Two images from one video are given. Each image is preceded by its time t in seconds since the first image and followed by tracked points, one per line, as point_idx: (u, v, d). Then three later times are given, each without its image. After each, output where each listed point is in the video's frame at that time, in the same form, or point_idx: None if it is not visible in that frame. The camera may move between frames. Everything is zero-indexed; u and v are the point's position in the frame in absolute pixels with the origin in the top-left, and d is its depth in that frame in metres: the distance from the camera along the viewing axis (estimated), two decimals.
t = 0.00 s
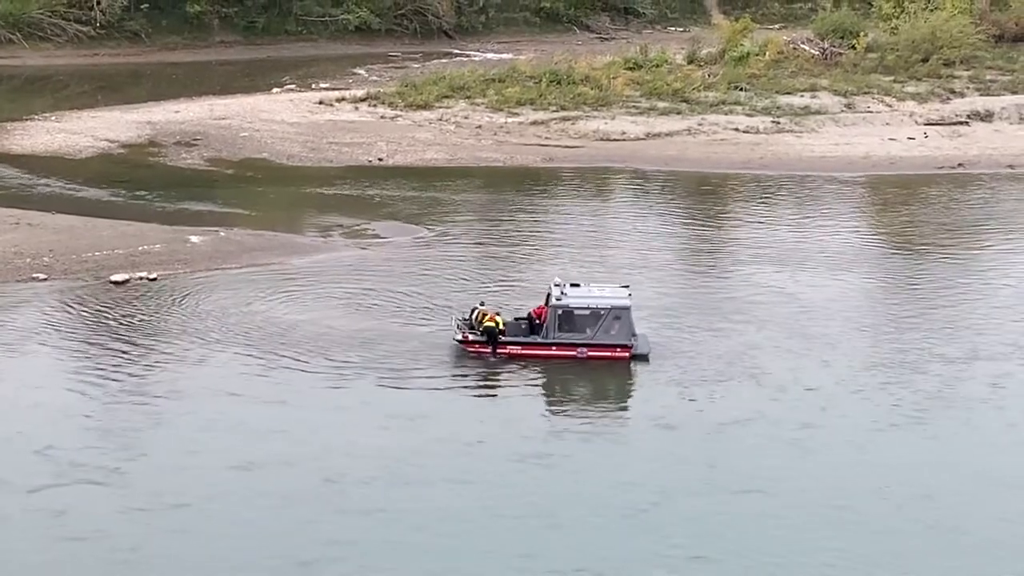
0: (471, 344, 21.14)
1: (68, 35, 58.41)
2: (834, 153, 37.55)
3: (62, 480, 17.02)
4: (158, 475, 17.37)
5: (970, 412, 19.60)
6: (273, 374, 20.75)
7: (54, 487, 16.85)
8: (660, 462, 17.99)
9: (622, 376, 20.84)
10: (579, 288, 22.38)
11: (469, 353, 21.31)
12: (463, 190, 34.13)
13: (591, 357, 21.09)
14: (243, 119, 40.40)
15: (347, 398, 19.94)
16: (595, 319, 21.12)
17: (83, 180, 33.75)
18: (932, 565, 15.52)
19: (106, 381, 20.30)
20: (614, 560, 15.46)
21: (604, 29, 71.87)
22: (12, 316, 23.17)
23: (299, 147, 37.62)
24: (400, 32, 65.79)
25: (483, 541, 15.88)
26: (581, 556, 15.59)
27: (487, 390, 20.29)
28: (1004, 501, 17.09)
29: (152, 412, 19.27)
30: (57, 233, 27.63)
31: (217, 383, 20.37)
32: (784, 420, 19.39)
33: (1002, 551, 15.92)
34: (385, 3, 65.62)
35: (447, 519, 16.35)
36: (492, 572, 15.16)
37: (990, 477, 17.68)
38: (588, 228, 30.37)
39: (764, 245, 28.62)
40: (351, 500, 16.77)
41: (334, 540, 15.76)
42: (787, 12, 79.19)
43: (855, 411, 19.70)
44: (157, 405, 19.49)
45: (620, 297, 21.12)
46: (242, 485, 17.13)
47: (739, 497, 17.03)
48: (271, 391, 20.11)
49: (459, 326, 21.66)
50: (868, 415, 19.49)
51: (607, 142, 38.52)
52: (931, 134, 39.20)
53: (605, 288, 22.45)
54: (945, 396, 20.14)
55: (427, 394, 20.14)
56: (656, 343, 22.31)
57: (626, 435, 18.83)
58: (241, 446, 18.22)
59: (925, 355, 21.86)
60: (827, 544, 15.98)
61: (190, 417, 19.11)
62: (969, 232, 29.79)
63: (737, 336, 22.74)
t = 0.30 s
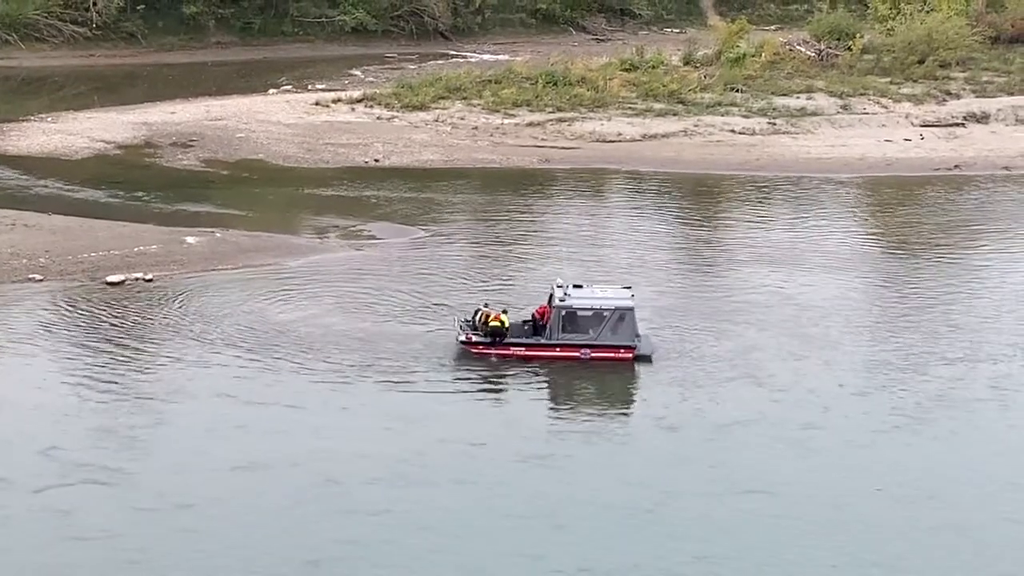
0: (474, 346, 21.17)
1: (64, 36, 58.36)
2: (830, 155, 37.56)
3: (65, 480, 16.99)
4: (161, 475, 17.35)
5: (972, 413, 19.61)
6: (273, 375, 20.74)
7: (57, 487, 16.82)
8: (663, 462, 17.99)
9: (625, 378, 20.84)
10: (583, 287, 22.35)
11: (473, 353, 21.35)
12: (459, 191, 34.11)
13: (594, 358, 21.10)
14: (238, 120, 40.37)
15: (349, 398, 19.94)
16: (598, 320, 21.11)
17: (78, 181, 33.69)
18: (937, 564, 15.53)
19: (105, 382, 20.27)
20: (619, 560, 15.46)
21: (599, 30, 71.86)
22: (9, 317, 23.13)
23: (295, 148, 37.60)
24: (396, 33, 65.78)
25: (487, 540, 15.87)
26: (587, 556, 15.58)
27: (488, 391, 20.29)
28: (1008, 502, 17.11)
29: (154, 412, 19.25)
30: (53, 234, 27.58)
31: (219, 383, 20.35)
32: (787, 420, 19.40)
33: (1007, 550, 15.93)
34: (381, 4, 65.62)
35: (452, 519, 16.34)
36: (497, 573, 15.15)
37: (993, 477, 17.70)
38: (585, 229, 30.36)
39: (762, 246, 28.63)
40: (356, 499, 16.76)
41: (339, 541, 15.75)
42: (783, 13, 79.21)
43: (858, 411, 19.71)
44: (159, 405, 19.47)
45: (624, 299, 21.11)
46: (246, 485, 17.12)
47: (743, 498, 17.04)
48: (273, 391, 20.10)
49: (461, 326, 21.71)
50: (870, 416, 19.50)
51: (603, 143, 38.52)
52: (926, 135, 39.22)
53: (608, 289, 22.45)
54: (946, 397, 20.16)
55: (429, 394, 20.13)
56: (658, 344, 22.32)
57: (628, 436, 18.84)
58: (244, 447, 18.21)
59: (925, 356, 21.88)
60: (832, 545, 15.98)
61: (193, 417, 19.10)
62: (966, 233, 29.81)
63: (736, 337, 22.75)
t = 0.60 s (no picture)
0: (478, 347, 21.14)
1: (60, 37, 58.28)
2: (827, 157, 37.58)
3: (66, 481, 16.96)
4: (163, 475, 17.33)
5: (974, 414, 19.62)
6: (273, 375, 20.72)
7: (58, 487, 16.79)
8: (665, 463, 17.99)
9: (628, 379, 20.83)
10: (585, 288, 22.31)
11: (476, 354, 21.33)
12: (455, 193, 34.10)
13: (597, 360, 21.10)
14: (234, 121, 40.33)
15: (349, 399, 19.92)
16: (600, 322, 21.08)
17: (73, 182, 33.64)
18: (940, 564, 15.53)
19: (104, 383, 20.24)
20: (622, 560, 15.46)
21: (595, 32, 71.85)
22: (4, 318, 23.08)
23: (290, 150, 37.56)
24: (392, 34, 65.76)
25: (490, 540, 15.87)
26: (590, 556, 15.58)
27: (489, 391, 20.28)
28: (1011, 502, 17.10)
29: (155, 412, 19.23)
30: (48, 235, 27.52)
31: (219, 384, 20.33)
32: (788, 420, 19.40)
33: (1010, 550, 15.94)
34: (377, 6, 65.60)
35: (455, 519, 16.33)
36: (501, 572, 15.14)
37: (996, 478, 17.71)
38: (582, 231, 30.35)
39: (760, 248, 28.64)
40: (359, 500, 16.74)
41: (342, 541, 15.74)
42: (779, 15, 79.31)
43: (859, 412, 19.72)
44: (159, 406, 19.45)
45: (628, 301, 21.06)
46: (248, 485, 17.11)
47: (746, 498, 17.03)
48: (273, 392, 20.08)
49: (464, 327, 21.68)
50: (872, 416, 19.50)
51: (599, 145, 38.53)
52: (922, 137, 39.26)
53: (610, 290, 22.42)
54: (947, 397, 20.17)
55: (430, 395, 20.12)
56: (659, 345, 22.31)
57: (630, 436, 18.84)
58: (246, 447, 18.20)
59: (925, 357, 21.89)
60: (835, 545, 15.98)
61: (194, 418, 19.07)
62: (963, 234, 29.83)
63: (735, 338, 22.75)
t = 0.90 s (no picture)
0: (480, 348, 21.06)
1: (55, 37, 58.26)
2: (822, 158, 37.62)
3: (68, 480, 16.96)
4: (165, 475, 17.32)
5: (975, 415, 19.64)
6: (272, 376, 20.71)
7: (61, 486, 16.80)
8: (667, 463, 18.02)
9: (630, 380, 20.82)
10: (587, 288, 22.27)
11: (478, 355, 21.30)
12: (450, 194, 34.10)
13: (599, 360, 21.05)
14: (229, 122, 40.31)
15: (350, 399, 19.93)
16: (602, 323, 21.05)
17: (68, 182, 33.63)
18: (944, 564, 15.56)
19: (102, 383, 20.22)
20: (626, 560, 15.48)
21: (591, 33, 71.87)
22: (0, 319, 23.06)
23: (286, 150, 37.56)
24: (388, 35, 65.79)
25: (494, 539, 15.88)
26: (594, 555, 15.59)
27: (489, 392, 20.28)
28: (1014, 501, 17.13)
29: (156, 412, 19.23)
30: (43, 236, 27.51)
31: (220, 384, 20.33)
32: (790, 421, 19.42)
33: (1012, 551, 15.97)
34: (373, 7, 65.58)
35: (457, 518, 16.35)
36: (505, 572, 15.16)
37: (997, 479, 17.73)
38: (578, 232, 30.34)
39: (757, 249, 28.64)
40: (362, 500, 16.74)
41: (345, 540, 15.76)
42: (774, 17, 79.39)
43: (861, 412, 19.74)
44: (160, 406, 19.45)
45: (630, 301, 21.00)
46: (251, 485, 17.12)
47: (749, 498, 17.05)
48: (273, 392, 20.08)
49: (465, 328, 21.69)
50: (874, 417, 19.53)
51: (594, 146, 38.54)
52: (917, 139, 39.29)
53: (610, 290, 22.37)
54: (948, 398, 20.19)
55: (431, 395, 20.12)
56: (660, 345, 22.29)
57: (631, 437, 18.85)
58: (248, 446, 18.22)
59: (925, 357, 21.91)
60: (838, 543, 16.01)
61: (195, 418, 19.08)
62: (960, 236, 29.87)
63: (734, 339, 22.77)
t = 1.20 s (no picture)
0: (482, 347, 21.10)
1: (50, 37, 58.20)
2: (817, 159, 37.64)
3: (69, 480, 16.93)
4: (167, 475, 17.30)
5: (977, 415, 19.66)
6: (271, 376, 20.70)
7: (62, 486, 16.77)
8: (669, 463, 18.01)
9: (631, 381, 20.81)
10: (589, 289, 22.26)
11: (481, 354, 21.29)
12: (446, 194, 34.09)
13: (601, 360, 21.04)
14: (225, 122, 40.29)
15: (350, 399, 19.92)
16: (604, 324, 21.02)
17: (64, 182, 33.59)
18: (947, 564, 15.56)
19: (101, 383, 20.19)
20: (630, 559, 15.47)
21: (586, 34, 71.87)
22: None
23: (282, 150, 37.53)
24: (383, 35, 65.82)
25: (497, 539, 15.87)
26: (597, 555, 15.58)
27: (489, 392, 20.27)
28: (1017, 501, 17.13)
29: (156, 413, 19.21)
30: (38, 235, 27.47)
31: (220, 384, 20.31)
32: (791, 421, 19.42)
33: (1016, 551, 15.98)
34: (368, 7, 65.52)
35: (460, 518, 16.33)
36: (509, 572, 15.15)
37: (998, 478, 17.76)
38: (575, 232, 30.32)
39: (755, 250, 28.65)
40: (365, 500, 16.73)
41: (348, 540, 15.74)
42: (769, 18, 79.46)
43: (862, 412, 19.74)
44: (160, 406, 19.43)
45: (632, 301, 20.94)
46: (252, 484, 17.10)
47: (752, 498, 17.05)
48: (273, 392, 20.06)
49: (468, 330, 21.70)
50: (875, 417, 19.54)
51: (590, 147, 38.54)
52: (912, 140, 39.32)
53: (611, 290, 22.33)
54: (950, 399, 20.20)
55: (432, 395, 20.12)
56: (661, 346, 22.29)
57: (633, 437, 18.85)
58: (249, 446, 18.20)
59: (925, 358, 21.92)
60: (841, 543, 16.00)
61: (195, 418, 19.06)
62: (957, 237, 29.89)
63: (732, 339, 22.77)
